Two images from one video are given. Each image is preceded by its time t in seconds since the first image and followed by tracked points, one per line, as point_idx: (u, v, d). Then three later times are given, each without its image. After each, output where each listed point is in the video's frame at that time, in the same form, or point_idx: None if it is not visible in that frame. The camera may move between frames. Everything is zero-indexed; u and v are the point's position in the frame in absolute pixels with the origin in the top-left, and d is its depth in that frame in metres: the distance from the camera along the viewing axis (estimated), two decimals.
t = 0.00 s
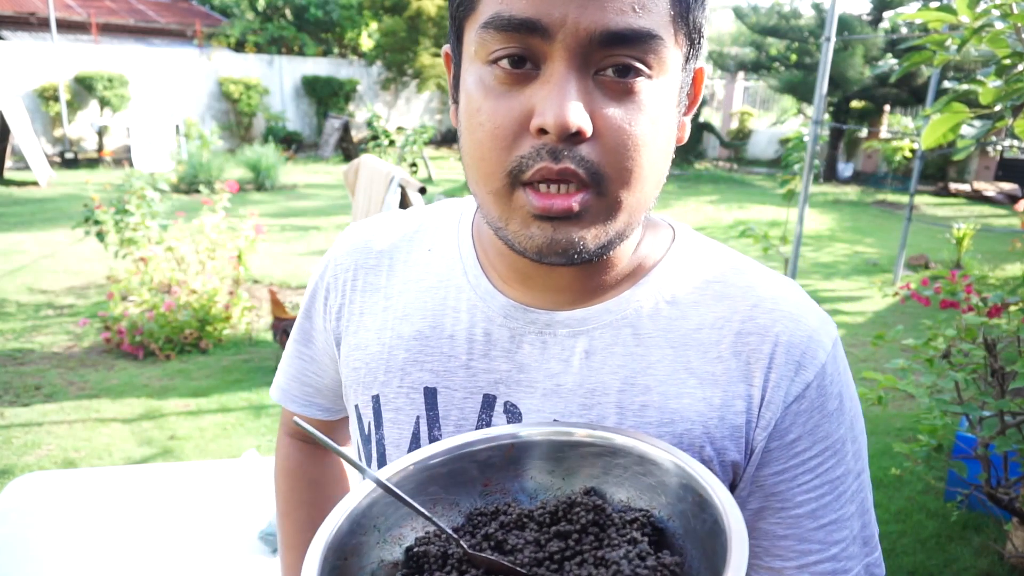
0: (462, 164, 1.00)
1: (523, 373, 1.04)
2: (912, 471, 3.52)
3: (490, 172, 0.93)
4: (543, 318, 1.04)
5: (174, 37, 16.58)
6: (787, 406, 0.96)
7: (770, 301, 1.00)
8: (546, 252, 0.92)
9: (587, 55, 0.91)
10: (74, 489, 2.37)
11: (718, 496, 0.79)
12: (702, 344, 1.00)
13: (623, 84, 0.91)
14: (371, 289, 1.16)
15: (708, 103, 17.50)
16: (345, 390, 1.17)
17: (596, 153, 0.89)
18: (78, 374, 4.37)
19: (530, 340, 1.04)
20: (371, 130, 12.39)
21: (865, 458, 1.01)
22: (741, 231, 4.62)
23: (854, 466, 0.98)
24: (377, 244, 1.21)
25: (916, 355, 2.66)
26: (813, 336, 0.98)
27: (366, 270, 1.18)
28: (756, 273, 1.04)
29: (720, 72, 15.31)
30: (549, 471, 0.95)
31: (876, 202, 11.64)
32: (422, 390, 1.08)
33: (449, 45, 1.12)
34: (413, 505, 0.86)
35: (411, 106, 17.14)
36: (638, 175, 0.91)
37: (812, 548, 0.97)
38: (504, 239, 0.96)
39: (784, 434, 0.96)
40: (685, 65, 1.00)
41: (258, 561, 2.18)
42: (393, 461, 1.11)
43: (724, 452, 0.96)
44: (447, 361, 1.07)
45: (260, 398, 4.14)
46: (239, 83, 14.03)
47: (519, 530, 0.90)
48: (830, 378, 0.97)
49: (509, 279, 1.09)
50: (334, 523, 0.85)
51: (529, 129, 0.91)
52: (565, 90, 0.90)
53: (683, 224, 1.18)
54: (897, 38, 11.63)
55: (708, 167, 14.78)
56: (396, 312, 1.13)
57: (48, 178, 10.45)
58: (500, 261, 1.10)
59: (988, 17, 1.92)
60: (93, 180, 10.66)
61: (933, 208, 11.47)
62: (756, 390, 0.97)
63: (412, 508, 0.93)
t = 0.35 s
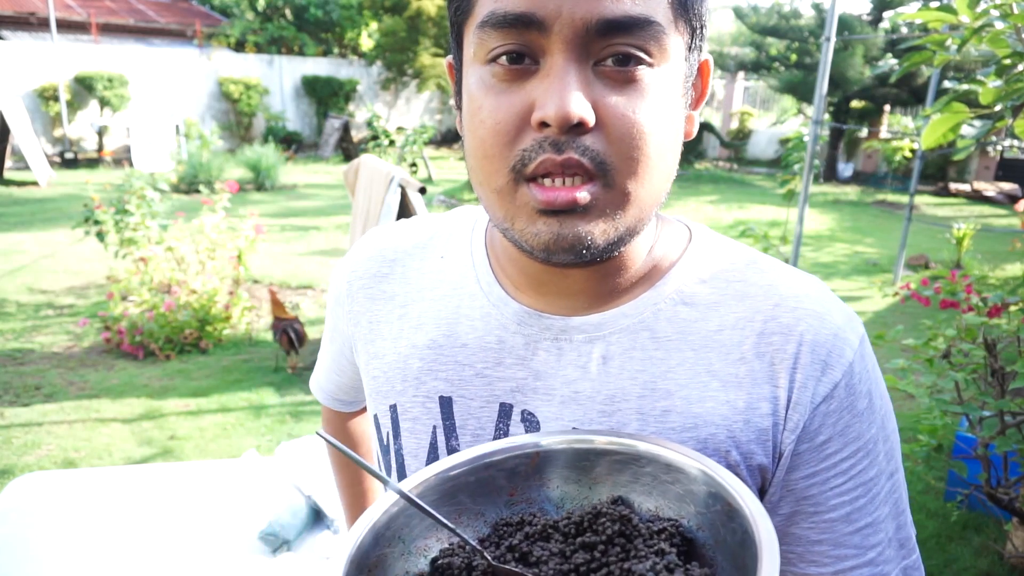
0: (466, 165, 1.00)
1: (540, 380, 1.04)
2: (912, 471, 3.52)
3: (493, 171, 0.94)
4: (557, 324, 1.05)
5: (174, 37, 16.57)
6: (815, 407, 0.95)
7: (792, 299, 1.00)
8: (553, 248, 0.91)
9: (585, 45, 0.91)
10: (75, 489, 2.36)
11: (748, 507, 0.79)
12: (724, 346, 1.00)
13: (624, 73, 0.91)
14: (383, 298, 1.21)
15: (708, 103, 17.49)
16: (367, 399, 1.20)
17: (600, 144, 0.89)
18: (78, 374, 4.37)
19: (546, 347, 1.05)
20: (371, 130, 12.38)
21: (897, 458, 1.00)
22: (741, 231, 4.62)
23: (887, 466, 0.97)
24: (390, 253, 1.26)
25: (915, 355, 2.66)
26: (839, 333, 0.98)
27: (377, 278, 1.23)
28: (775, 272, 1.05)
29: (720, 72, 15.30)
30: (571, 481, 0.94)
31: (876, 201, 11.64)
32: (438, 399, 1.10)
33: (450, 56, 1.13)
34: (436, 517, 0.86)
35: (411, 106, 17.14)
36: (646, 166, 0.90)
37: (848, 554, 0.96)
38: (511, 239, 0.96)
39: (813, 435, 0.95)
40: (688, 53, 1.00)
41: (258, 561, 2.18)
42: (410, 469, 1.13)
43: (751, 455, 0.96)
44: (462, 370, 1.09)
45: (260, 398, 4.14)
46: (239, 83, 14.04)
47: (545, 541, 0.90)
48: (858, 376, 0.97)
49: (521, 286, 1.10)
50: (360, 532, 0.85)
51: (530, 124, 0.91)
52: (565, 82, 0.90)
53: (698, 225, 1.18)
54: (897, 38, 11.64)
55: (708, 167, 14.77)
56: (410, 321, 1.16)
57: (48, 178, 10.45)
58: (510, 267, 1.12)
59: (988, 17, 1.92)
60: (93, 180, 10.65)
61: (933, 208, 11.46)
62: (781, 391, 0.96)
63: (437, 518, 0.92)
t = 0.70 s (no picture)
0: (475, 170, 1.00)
1: (550, 385, 1.04)
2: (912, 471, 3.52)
3: (502, 178, 0.94)
4: (569, 327, 1.05)
5: (174, 37, 16.58)
6: (829, 413, 0.95)
7: (805, 305, 1.00)
8: (564, 257, 0.92)
9: (594, 50, 0.91)
10: (74, 489, 2.37)
11: (768, 519, 0.79)
12: (736, 351, 1.00)
13: (634, 78, 0.91)
14: (391, 301, 1.21)
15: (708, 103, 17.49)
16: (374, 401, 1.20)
17: (611, 150, 0.88)
18: (78, 374, 4.37)
19: (557, 352, 1.05)
20: (371, 130, 12.38)
21: (909, 465, 1.00)
22: (740, 231, 4.62)
23: (899, 472, 0.98)
24: (398, 254, 1.26)
25: (915, 355, 2.65)
26: (853, 339, 0.98)
27: (384, 282, 1.23)
28: (788, 277, 1.05)
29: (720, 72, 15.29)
30: (586, 489, 0.94)
31: (876, 201, 11.64)
32: (447, 403, 1.10)
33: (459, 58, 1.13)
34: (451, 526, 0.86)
35: (411, 106, 17.16)
36: (657, 171, 0.90)
37: (861, 561, 0.96)
38: (522, 247, 0.97)
39: (826, 442, 0.95)
40: (700, 54, 1.00)
41: (258, 562, 2.18)
42: (419, 473, 1.13)
43: (763, 462, 0.96)
44: (471, 374, 1.09)
45: (260, 398, 4.14)
46: (239, 83, 14.05)
47: (562, 552, 0.90)
48: (871, 383, 0.97)
49: (532, 290, 1.10)
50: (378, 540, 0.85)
51: (539, 129, 0.91)
52: (573, 89, 0.90)
53: (709, 228, 1.18)
54: (897, 38, 11.65)
55: (708, 168, 14.77)
56: (418, 325, 1.16)
57: (48, 178, 10.46)
58: (522, 270, 1.12)
59: (988, 16, 1.92)
60: (93, 180, 10.66)
61: (933, 208, 11.46)
62: (795, 398, 0.96)
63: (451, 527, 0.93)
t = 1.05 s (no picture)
0: (478, 171, 1.00)
1: (542, 386, 1.05)
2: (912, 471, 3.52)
3: (509, 181, 0.94)
4: (562, 329, 1.05)
5: (174, 37, 16.57)
6: (815, 420, 0.96)
7: (795, 313, 1.01)
8: (571, 265, 0.92)
9: (610, 59, 0.91)
10: (74, 489, 2.36)
11: (754, 529, 0.79)
12: (727, 356, 1.00)
13: (649, 89, 0.91)
14: (377, 296, 1.21)
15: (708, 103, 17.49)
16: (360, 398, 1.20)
17: (622, 160, 0.89)
18: (78, 374, 4.37)
19: (549, 353, 1.05)
20: (371, 130, 12.38)
21: (886, 469, 1.02)
22: (741, 231, 4.62)
23: (877, 477, 1.00)
24: (384, 247, 1.26)
25: (916, 355, 2.65)
26: (840, 348, 0.99)
27: (370, 275, 1.23)
28: (779, 283, 1.05)
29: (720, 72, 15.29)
30: (576, 492, 0.95)
31: (876, 201, 11.65)
32: (436, 403, 1.10)
33: (462, 50, 1.12)
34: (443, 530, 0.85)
35: (411, 106, 17.15)
36: (666, 182, 0.91)
37: (836, 562, 0.98)
38: (525, 251, 0.97)
39: (810, 448, 0.97)
40: (712, 65, 1.00)
41: (258, 562, 2.18)
42: (405, 474, 1.13)
43: (750, 467, 0.97)
44: (461, 374, 1.09)
45: (260, 398, 4.14)
46: (239, 83, 14.05)
47: (552, 559, 0.89)
48: (856, 391, 0.98)
49: (525, 289, 1.10)
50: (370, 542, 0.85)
51: (550, 136, 0.91)
52: (588, 97, 0.90)
53: (699, 230, 1.18)
54: (897, 38, 11.65)
55: (708, 168, 14.77)
56: (408, 321, 1.16)
57: (48, 178, 10.45)
58: (514, 267, 1.12)
59: (988, 16, 1.92)
60: (93, 180, 10.65)
61: (933, 208, 11.46)
62: (782, 404, 0.97)
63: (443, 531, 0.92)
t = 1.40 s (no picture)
0: (476, 185, 0.99)
1: (531, 385, 1.06)
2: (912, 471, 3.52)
3: (510, 202, 0.94)
4: (551, 328, 1.06)
5: (174, 37, 16.57)
6: (801, 415, 0.96)
7: (783, 309, 1.00)
8: (573, 283, 0.94)
9: (615, 86, 0.89)
10: (74, 489, 2.36)
11: (770, 519, 0.78)
12: (714, 354, 1.00)
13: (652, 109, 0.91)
14: (366, 297, 1.23)
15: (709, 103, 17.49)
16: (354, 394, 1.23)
17: (626, 185, 0.90)
18: (78, 374, 4.37)
19: (538, 352, 1.06)
20: (371, 130, 12.38)
21: (878, 466, 1.01)
22: (741, 231, 4.62)
23: (868, 474, 0.98)
24: (372, 247, 1.27)
25: (916, 355, 2.65)
26: (828, 344, 0.98)
27: (359, 276, 1.25)
28: (767, 280, 1.05)
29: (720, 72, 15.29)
30: (579, 489, 0.94)
31: (876, 201, 11.65)
32: (426, 402, 1.12)
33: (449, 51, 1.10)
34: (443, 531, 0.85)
35: (411, 106, 17.15)
36: (664, 201, 0.93)
37: (825, 559, 0.97)
38: (525, 265, 0.98)
39: (798, 443, 0.97)
40: (706, 73, 1.00)
41: (258, 562, 2.18)
42: (397, 470, 1.15)
43: (737, 463, 0.97)
44: (450, 374, 1.11)
45: (260, 398, 4.14)
46: (239, 83, 14.04)
47: (557, 556, 0.90)
48: (845, 386, 0.97)
49: (515, 290, 1.10)
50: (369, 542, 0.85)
51: (554, 162, 0.91)
52: (592, 124, 0.89)
53: (689, 227, 1.18)
54: (897, 38, 11.66)
55: (708, 167, 14.77)
56: (398, 322, 1.18)
57: (48, 178, 10.45)
58: (503, 268, 1.12)
59: (988, 17, 1.92)
60: (93, 180, 10.65)
61: (933, 208, 11.46)
62: (769, 401, 0.97)
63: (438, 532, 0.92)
